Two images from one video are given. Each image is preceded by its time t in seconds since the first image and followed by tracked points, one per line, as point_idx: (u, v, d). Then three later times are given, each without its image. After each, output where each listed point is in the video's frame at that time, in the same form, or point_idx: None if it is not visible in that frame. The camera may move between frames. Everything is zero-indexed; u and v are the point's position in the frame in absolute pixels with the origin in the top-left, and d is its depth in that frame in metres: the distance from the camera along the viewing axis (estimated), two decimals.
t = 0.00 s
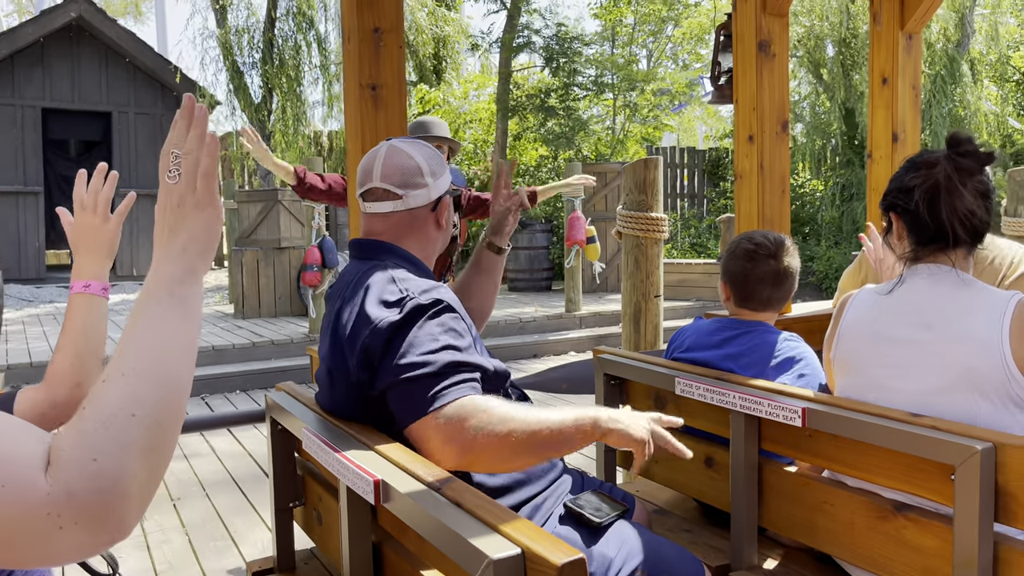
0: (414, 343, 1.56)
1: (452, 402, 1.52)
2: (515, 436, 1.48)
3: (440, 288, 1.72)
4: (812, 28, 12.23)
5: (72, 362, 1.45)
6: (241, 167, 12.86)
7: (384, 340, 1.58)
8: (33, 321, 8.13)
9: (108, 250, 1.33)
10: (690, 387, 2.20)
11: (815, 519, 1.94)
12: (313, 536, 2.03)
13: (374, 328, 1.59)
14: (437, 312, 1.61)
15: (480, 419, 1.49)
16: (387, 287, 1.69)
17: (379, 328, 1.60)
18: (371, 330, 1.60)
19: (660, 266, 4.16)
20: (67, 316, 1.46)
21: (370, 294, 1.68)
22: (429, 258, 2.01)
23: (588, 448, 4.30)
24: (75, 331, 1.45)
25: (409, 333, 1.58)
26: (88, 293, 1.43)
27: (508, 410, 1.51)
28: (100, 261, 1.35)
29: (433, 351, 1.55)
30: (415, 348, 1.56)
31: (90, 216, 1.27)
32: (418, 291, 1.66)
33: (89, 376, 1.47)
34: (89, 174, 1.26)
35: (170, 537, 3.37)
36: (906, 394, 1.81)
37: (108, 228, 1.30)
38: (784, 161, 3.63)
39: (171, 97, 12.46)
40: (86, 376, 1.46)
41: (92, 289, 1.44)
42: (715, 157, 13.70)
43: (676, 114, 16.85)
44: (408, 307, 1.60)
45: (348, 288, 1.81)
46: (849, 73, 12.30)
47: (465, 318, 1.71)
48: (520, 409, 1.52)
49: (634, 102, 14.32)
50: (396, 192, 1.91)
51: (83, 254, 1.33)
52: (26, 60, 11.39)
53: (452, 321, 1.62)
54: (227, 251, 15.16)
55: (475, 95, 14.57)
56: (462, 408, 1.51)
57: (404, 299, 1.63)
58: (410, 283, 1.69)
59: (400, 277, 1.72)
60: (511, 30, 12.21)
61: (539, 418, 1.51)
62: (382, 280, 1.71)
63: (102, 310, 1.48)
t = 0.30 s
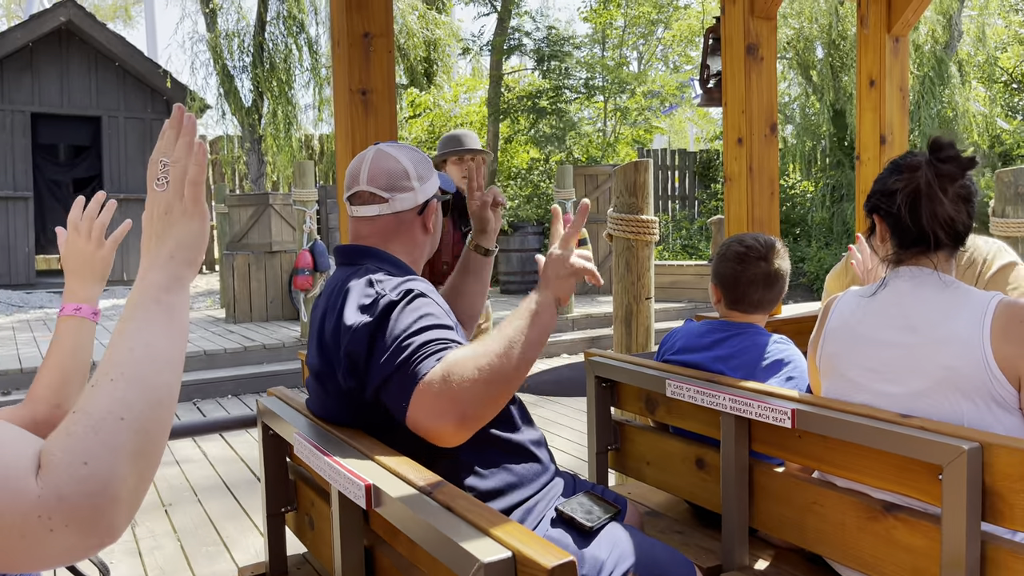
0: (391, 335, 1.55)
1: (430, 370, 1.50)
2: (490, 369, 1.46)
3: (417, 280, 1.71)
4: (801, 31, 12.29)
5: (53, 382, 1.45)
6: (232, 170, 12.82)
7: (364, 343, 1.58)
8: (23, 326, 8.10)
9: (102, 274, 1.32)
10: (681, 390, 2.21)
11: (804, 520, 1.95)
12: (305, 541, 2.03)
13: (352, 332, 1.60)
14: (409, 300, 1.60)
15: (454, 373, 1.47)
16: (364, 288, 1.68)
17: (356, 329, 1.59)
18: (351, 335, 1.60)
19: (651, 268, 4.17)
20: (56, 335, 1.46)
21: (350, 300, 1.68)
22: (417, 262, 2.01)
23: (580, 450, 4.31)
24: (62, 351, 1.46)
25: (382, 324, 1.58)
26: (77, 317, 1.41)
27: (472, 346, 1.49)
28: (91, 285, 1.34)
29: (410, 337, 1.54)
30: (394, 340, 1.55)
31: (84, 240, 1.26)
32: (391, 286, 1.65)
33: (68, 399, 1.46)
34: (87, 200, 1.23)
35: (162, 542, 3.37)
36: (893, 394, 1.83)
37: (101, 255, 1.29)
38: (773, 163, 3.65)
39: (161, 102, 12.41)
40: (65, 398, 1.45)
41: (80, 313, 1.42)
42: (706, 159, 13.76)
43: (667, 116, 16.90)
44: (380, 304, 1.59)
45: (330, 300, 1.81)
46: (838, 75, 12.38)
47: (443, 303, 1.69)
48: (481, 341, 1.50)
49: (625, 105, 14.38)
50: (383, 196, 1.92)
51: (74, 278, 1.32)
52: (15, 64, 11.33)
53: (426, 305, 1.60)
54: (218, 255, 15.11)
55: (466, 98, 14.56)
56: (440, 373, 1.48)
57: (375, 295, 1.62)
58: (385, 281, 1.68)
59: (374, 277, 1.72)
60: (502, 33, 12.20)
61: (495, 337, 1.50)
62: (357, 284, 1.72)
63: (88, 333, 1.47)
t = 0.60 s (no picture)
0: (390, 331, 1.56)
1: (430, 360, 1.49)
2: (490, 347, 1.45)
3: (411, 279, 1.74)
4: (796, 31, 12.37)
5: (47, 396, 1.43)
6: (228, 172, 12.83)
7: (364, 343, 1.59)
8: (19, 330, 8.09)
9: (105, 292, 1.30)
10: (678, 389, 2.22)
11: (802, 518, 1.96)
12: (305, 542, 2.04)
13: (351, 334, 1.60)
14: (405, 296, 1.61)
15: (453, 357, 1.45)
16: (360, 292, 1.70)
17: (355, 329, 1.60)
18: (350, 336, 1.61)
19: (647, 269, 4.18)
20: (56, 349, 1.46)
21: (347, 306, 1.70)
22: (414, 262, 2.02)
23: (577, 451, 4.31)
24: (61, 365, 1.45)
25: (379, 321, 1.59)
26: (80, 334, 1.39)
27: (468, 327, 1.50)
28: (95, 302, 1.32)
29: (409, 330, 1.55)
30: (393, 336, 1.55)
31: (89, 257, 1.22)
32: (386, 286, 1.67)
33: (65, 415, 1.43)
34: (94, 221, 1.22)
35: (161, 545, 3.37)
36: (889, 392, 1.84)
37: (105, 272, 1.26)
38: (768, 163, 3.66)
39: (156, 104, 12.37)
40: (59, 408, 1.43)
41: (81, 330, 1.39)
42: (702, 160, 13.78)
43: (663, 117, 16.92)
44: (376, 303, 1.60)
45: (327, 310, 1.82)
46: (834, 75, 12.39)
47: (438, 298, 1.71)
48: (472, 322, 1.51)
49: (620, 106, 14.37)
50: (378, 197, 1.92)
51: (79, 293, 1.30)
52: (10, 68, 11.34)
53: (422, 299, 1.62)
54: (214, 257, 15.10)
55: (461, 99, 14.55)
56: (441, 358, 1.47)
57: (371, 296, 1.64)
58: (379, 283, 1.70)
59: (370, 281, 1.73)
60: (497, 34, 12.20)
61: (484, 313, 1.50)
62: (354, 289, 1.73)
63: (90, 347, 1.46)
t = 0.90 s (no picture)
0: (372, 328, 1.58)
1: (401, 362, 1.52)
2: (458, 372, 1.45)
3: (407, 278, 1.76)
4: (795, 30, 12.40)
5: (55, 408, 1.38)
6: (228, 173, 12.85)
7: (347, 335, 1.62)
8: (20, 331, 8.10)
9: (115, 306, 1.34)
10: (677, 386, 2.23)
11: (801, 514, 1.97)
12: (306, 540, 2.05)
13: (336, 325, 1.64)
14: (394, 296, 1.63)
15: (418, 375, 1.48)
16: (354, 285, 1.73)
17: (340, 323, 1.64)
18: (335, 328, 1.65)
19: (646, 267, 4.20)
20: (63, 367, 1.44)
21: (339, 297, 1.73)
22: (410, 260, 2.03)
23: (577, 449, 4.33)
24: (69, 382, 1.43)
25: (364, 318, 1.61)
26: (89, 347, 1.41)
27: (447, 352, 1.50)
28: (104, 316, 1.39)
29: (387, 330, 1.57)
30: (373, 332, 1.58)
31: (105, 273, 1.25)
32: (378, 282, 1.69)
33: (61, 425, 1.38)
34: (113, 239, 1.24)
35: (163, 545, 3.37)
36: (886, 388, 1.85)
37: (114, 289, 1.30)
38: (767, 161, 3.67)
39: (156, 106, 12.38)
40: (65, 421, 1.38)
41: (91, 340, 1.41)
42: (701, 159, 13.81)
43: (662, 116, 16.93)
44: (363, 298, 1.63)
45: (325, 300, 1.86)
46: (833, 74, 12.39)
47: (430, 300, 1.72)
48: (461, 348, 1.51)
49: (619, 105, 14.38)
50: (371, 195, 1.95)
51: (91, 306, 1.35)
52: (10, 70, 11.34)
53: (410, 301, 1.63)
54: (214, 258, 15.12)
55: (460, 99, 14.57)
56: (408, 369, 1.49)
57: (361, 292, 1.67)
58: (373, 278, 1.72)
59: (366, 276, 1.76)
60: (496, 34, 12.20)
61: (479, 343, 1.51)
62: (350, 283, 1.76)
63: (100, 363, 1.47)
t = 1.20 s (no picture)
0: (362, 329, 1.61)
1: (384, 370, 1.54)
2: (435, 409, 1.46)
3: (404, 278, 1.77)
4: (795, 28, 12.40)
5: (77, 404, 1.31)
6: (228, 172, 12.84)
7: (336, 334, 1.66)
8: (20, 331, 8.10)
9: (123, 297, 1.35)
10: (676, 382, 2.23)
11: (800, 509, 1.97)
12: (307, 536, 2.05)
13: (328, 324, 1.68)
14: (388, 299, 1.66)
15: (397, 391, 1.50)
16: (350, 283, 1.76)
17: (332, 325, 1.67)
18: (326, 327, 1.69)
19: (646, 265, 4.20)
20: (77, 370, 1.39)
21: (335, 295, 1.77)
22: (411, 259, 2.04)
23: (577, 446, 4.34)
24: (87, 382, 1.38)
25: (354, 322, 1.65)
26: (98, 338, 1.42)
27: (429, 390, 1.49)
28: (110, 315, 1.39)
29: (375, 333, 1.59)
30: (362, 334, 1.61)
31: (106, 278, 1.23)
32: (372, 282, 1.72)
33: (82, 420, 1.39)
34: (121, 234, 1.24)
35: (164, 543, 3.38)
36: (884, 382, 1.85)
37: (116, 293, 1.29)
38: (767, 158, 3.68)
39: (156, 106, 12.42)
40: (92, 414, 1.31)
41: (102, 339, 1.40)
42: (701, 157, 13.80)
43: (662, 115, 16.91)
44: (355, 299, 1.66)
45: (324, 295, 1.89)
46: (833, 73, 12.40)
47: (425, 302, 1.74)
48: (446, 394, 1.49)
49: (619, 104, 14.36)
50: (369, 196, 1.96)
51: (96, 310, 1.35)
52: (10, 71, 11.36)
53: (403, 304, 1.66)
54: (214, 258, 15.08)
55: (460, 99, 14.56)
56: (388, 384, 1.52)
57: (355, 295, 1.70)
58: (369, 277, 1.75)
59: (363, 276, 1.79)
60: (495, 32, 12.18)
61: (465, 397, 1.49)
62: (348, 282, 1.80)
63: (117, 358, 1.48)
